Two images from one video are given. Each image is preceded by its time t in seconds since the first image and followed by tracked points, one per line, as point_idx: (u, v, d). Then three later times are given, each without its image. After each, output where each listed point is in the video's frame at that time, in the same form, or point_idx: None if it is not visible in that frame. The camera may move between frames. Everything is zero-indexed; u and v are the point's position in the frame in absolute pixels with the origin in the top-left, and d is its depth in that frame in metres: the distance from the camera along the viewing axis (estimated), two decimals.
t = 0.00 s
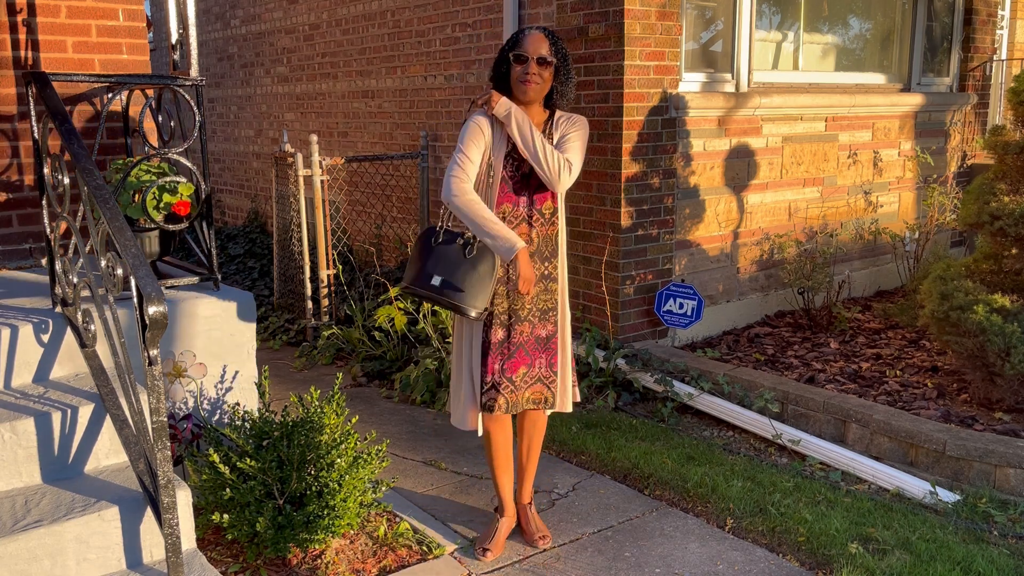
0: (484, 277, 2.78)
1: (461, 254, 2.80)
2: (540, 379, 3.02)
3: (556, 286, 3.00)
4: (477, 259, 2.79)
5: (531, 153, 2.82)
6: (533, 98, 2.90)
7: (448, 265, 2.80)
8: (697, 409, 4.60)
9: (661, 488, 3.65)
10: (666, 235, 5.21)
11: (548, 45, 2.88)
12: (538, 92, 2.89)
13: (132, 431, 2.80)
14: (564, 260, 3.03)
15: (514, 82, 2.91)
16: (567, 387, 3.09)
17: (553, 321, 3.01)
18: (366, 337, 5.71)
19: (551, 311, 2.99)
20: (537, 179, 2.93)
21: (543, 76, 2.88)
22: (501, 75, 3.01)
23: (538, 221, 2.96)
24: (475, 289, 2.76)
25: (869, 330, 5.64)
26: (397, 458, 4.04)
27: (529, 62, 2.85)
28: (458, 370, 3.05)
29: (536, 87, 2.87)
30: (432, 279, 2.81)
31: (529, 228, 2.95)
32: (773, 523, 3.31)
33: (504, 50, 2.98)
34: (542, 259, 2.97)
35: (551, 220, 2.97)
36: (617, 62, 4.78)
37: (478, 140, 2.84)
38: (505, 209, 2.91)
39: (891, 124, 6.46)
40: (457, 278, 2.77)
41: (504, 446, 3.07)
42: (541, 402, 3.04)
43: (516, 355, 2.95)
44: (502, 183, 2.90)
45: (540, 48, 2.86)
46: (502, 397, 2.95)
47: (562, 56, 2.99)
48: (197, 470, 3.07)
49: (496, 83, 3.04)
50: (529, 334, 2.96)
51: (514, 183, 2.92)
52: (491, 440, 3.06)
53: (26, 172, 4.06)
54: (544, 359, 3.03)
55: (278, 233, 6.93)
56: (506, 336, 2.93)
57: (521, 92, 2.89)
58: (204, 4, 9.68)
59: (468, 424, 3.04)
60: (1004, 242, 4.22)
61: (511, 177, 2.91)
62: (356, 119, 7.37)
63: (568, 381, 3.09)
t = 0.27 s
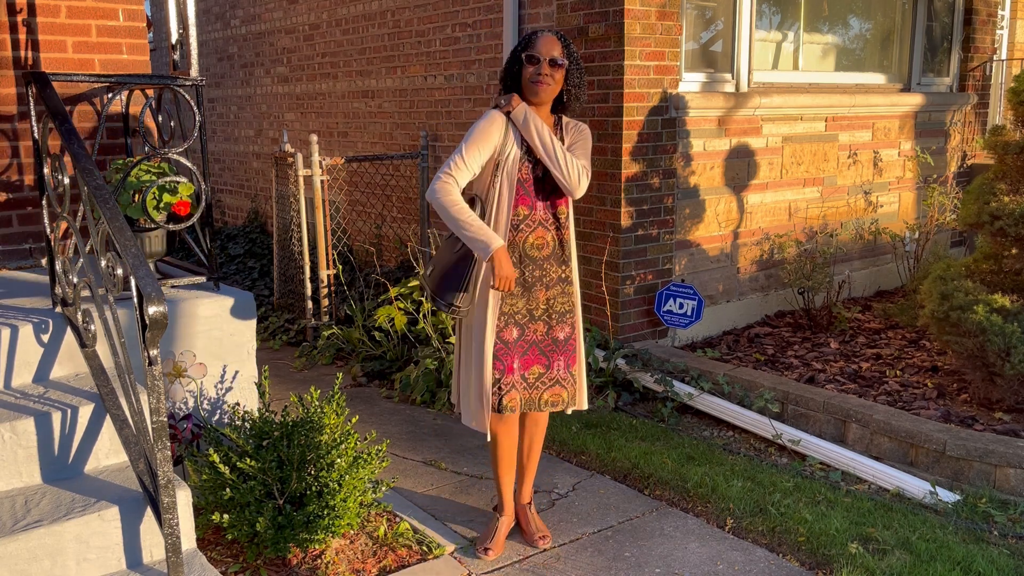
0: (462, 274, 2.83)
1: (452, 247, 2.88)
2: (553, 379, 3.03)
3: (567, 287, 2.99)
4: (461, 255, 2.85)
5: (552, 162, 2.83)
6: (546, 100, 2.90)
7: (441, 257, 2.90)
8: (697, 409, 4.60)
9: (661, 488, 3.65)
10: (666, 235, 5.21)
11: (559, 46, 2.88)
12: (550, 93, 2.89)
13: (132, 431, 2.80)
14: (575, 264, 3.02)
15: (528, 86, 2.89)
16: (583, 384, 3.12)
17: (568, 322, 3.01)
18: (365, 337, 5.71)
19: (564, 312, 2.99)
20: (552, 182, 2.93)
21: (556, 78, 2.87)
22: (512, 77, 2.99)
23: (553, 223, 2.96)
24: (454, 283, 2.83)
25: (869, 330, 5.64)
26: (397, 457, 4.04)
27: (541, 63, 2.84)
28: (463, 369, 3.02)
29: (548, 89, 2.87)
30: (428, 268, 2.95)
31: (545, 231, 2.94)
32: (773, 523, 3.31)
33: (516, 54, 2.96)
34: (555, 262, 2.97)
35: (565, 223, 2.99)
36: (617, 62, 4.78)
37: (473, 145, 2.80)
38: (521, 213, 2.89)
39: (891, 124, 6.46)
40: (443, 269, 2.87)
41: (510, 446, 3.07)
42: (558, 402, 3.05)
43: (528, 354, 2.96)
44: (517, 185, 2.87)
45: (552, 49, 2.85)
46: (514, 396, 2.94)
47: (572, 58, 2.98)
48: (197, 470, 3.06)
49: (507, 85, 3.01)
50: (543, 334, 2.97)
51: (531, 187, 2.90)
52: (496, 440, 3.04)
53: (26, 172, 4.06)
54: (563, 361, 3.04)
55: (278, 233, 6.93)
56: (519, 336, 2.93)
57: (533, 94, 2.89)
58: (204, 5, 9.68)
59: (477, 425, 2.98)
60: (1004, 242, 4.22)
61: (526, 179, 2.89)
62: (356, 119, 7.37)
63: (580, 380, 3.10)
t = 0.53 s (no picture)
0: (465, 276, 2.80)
1: (453, 249, 2.86)
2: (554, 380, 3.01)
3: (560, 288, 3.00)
4: (461, 257, 2.83)
5: (565, 188, 2.88)
6: (542, 101, 2.91)
7: (441, 259, 2.88)
8: (697, 409, 4.60)
9: (661, 488, 3.65)
10: (666, 235, 5.21)
11: (555, 47, 2.89)
12: (546, 94, 2.90)
13: (132, 431, 2.80)
14: (572, 265, 3.02)
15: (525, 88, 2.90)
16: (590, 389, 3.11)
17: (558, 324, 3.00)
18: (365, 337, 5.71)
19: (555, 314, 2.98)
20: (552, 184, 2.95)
21: (552, 79, 2.89)
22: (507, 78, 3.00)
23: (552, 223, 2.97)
24: (454, 286, 2.80)
25: (869, 330, 5.64)
26: (397, 458, 4.04)
27: (537, 64, 2.85)
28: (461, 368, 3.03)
29: (544, 89, 2.88)
30: (428, 271, 2.93)
31: (544, 231, 2.93)
32: (773, 523, 3.31)
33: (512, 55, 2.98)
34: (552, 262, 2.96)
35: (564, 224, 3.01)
36: (617, 62, 4.78)
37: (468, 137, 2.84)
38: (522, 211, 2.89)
39: (891, 124, 6.46)
40: (443, 272, 2.85)
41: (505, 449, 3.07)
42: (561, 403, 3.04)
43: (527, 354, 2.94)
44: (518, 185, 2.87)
45: (547, 50, 2.86)
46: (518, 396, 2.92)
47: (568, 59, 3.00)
48: (197, 470, 3.06)
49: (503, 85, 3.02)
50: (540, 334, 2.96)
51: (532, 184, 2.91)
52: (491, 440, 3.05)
53: (26, 172, 4.06)
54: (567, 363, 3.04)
55: (278, 233, 6.93)
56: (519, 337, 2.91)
57: (529, 95, 2.89)
58: (204, 5, 9.68)
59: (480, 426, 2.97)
60: (1004, 242, 4.22)
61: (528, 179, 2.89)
62: (356, 119, 7.37)
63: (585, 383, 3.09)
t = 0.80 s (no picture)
0: (467, 277, 2.80)
1: (450, 251, 2.86)
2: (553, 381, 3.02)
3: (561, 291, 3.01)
4: (461, 258, 2.83)
5: (566, 209, 2.96)
6: (531, 99, 2.91)
7: (437, 261, 2.87)
8: (697, 409, 4.60)
9: (661, 488, 3.65)
10: (666, 235, 5.21)
11: (541, 45, 2.90)
12: (534, 92, 2.90)
13: (132, 431, 2.80)
14: (568, 266, 3.05)
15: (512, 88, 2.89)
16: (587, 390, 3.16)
17: (565, 328, 3.02)
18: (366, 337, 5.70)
19: (557, 314, 2.99)
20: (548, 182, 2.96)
21: (540, 77, 2.89)
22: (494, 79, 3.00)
23: (548, 220, 2.97)
24: (455, 288, 2.80)
25: (869, 330, 5.64)
26: (397, 458, 4.04)
27: (524, 64, 2.86)
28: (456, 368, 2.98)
29: (533, 87, 2.88)
30: (422, 274, 2.91)
31: (541, 228, 2.94)
32: (773, 523, 3.31)
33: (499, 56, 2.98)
34: (550, 262, 2.97)
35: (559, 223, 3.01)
36: (617, 62, 4.78)
37: (460, 136, 2.87)
38: (520, 208, 2.89)
39: (891, 124, 6.46)
40: (441, 274, 2.84)
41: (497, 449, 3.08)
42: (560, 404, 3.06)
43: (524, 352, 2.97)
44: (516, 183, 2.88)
45: (534, 49, 2.87)
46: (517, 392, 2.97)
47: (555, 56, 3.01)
48: (197, 470, 3.06)
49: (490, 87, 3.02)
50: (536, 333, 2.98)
51: (528, 182, 2.91)
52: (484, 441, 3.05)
53: (26, 172, 4.06)
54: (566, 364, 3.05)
55: (278, 233, 6.93)
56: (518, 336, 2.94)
57: (518, 94, 2.89)
58: (204, 5, 9.67)
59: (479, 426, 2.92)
60: (1004, 242, 4.22)
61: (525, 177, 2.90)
62: (356, 119, 7.37)
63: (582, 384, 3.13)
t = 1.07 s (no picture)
0: (462, 278, 2.79)
1: (444, 255, 2.85)
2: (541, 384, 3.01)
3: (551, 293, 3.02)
4: (456, 261, 2.82)
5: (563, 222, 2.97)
6: (521, 102, 2.92)
7: (432, 266, 2.86)
8: (697, 409, 4.60)
9: (662, 488, 3.65)
10: (666, 235, 5.21)
11: (530, 48, 2.91)
12: (524, 95, 2.91)
13: (132, 431, 2.80)
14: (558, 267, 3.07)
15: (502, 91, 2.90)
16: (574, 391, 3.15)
17: (552, 327, 3.03)
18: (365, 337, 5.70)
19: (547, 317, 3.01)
20: (542, 184, 2.97)
21: (529, 78, 2.89)
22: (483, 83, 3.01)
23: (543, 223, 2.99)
24: (452, 290, 2.79)
25: (869, 330, 5.64)
26: (397, 457, 4.04)
27: (513, 67, 2.87)
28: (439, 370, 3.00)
29: (522, 91, 2.89)
30: (416, 281, 2.89)
31: (538, 231, 2.97)
32: (773, 523, 3.31)
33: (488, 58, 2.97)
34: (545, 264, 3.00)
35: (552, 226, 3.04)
36: (617, 62, 4.78)
37: (456, 139, 2.85)
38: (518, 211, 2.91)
39: (891, 124, 6.46)
40: (436, 278, 2.82)
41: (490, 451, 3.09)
42: (552, 408, 3.05)
43: (518, 356, 2.97)
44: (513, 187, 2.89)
45: (522, 51, 2.88)
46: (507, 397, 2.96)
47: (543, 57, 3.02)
48: (197, 469, 3.07)
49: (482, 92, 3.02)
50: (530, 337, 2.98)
51: (523, 184, 2.92)
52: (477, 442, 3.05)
53: (26, 172, 4.06)
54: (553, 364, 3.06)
55: (278, 233, 6.93)
56: (511, 339, 2.95)
57: (508, 98, 2.90)
58: (204, 5, 9.67)
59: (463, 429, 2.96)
60: (1004, 242, 4.21)
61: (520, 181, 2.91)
62: (356, 119, 7.37)
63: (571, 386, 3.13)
